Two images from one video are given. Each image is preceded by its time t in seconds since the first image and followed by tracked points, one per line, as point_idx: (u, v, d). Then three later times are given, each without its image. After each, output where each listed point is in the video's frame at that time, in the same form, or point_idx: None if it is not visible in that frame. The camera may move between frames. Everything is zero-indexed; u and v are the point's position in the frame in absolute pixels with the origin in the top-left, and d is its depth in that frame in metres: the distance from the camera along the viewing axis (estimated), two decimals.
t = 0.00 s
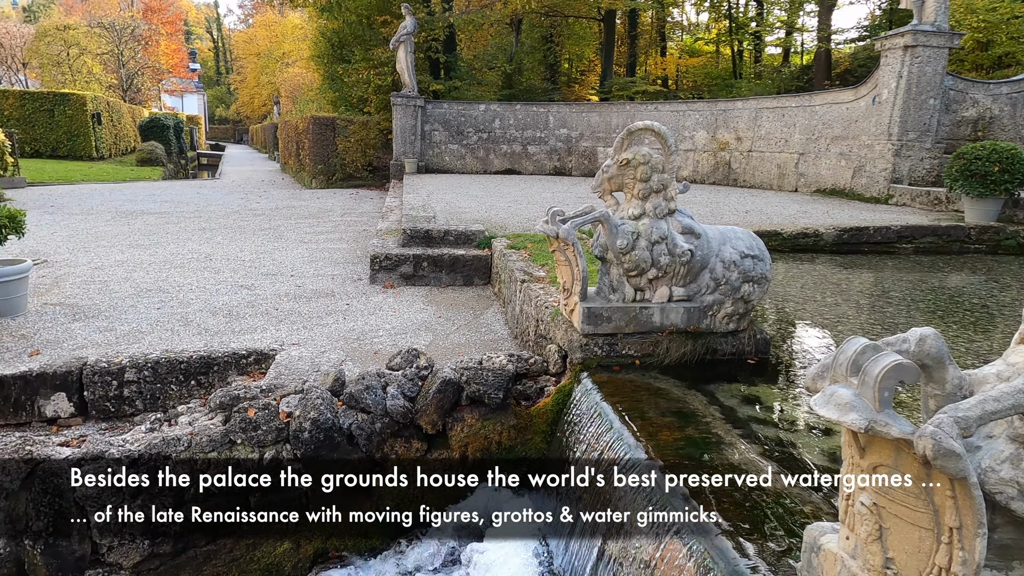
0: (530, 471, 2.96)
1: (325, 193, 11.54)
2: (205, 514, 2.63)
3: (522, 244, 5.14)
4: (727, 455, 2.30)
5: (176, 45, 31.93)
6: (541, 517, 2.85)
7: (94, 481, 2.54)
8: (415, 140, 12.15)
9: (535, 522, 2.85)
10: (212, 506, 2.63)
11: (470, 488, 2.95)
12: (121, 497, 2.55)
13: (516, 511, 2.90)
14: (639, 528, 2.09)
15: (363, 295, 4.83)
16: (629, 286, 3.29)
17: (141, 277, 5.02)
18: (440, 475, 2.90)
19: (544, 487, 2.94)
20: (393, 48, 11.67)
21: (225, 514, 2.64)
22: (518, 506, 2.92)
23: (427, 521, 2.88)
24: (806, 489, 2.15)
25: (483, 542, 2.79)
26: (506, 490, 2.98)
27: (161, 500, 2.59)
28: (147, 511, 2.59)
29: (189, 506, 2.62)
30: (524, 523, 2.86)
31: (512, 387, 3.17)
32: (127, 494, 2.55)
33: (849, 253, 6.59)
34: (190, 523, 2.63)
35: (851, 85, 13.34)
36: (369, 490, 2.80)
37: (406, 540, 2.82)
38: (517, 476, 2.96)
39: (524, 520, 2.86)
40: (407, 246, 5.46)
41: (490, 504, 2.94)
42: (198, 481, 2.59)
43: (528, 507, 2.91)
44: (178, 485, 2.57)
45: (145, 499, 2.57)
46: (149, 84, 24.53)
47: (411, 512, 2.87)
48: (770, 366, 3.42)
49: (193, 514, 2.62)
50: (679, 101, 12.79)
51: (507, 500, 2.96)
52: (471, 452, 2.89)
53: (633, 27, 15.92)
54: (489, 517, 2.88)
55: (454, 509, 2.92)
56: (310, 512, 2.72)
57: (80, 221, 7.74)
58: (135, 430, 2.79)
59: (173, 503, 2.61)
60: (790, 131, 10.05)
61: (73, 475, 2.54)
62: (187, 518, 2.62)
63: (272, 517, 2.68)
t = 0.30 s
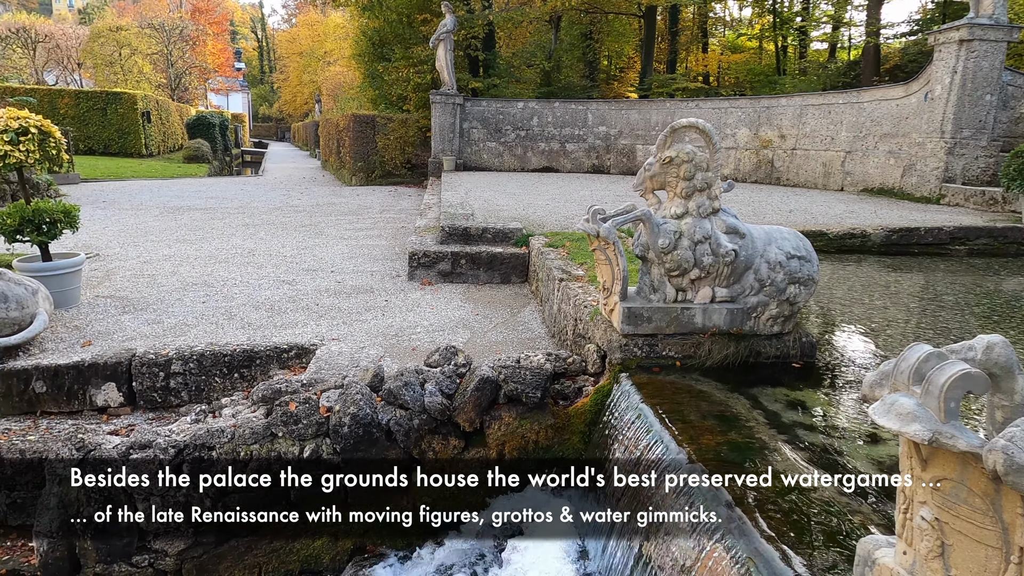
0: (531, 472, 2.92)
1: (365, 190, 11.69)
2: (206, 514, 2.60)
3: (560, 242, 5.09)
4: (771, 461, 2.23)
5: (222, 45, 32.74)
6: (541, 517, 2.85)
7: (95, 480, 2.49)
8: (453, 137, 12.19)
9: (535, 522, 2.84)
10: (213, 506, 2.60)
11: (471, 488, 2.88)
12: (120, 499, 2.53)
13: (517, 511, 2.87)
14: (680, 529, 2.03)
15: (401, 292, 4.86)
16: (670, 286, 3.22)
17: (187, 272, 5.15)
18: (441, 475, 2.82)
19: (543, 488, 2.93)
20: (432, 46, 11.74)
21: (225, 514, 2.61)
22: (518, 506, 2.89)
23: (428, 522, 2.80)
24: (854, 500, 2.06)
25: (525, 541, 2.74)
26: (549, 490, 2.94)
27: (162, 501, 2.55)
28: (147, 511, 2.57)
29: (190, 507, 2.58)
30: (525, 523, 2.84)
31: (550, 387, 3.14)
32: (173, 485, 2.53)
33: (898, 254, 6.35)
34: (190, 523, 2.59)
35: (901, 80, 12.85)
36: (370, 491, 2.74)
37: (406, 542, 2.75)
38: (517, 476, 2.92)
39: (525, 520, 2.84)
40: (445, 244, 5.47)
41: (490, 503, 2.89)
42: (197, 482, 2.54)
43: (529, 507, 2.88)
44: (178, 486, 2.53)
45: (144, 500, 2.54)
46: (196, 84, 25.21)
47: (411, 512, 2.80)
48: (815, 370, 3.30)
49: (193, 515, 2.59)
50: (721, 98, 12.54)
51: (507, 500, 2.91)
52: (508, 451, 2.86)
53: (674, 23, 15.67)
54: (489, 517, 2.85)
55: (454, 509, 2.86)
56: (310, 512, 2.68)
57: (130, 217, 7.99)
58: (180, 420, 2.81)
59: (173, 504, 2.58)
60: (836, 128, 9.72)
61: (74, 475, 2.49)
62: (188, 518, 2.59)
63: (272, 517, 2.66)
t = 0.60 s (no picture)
0: (531, 472, 2.85)
1: (410, 187, 11.80)
2: (205, 515, 2.58)
3: (606, 241, 5.01)
4: (828, 472, 2.12)
5: (274, 45, 33.60)
6: (542, 517, 2.83)
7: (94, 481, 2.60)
8: (498, 135, 12.18)
9: (535, 522, 2.82)
10: (211, 507, 2.58)
11: (472, 488, 2.80)
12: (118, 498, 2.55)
13: (516, 510, 2.84)
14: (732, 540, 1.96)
15: (446, 289, 4.87)
16: (721, 288, 3.11)
17: (239, 267, 5.28)
18: (440, 475, 2.74)
19: (543, 489, 2.87)
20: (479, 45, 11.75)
21: (225, 514, 2.59)
22: (518, 505, 2.85)
23: (428, 522, 2.74)
24: (917, 516, 1.95)
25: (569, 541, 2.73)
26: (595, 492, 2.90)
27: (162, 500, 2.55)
28: (148, 511, 2.57)
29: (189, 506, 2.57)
30: (525, 523, 2.83)
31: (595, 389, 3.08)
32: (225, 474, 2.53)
33: (962, 257, 6.04)
34: (191, 523, 2.59)
35: (966, 76, 12.23)
36: (369, 491, 2.68)
37: (449, 540, 2.75)
38: (517, 476, 2.83)
39: (525, 520, 2.83)
40: (490, 242, 5.46)
41: (490, 503, 2.83)
42: (198, 482, 2.52)
43: (529, 507, 2.85)
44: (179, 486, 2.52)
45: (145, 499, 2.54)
46: (249, 83, 25.94)
47: (411, 512, 2.74)
48: (874, 379, 3.15)
49: (192, 515, 2.58)
50: (773, 94, 12.17)
51: (508, 499, 2.85)
52: (552, 453, 2.81)
53: (725, 19, 15.29)
54: (489, 517, 2.82)
55: (455, 508, 2.79)
56: (310, 512, 2.65)
57: (186, 213, 8.26)
58: (231, 413, 2.85)
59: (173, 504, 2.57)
60: (895, 125, 9.29)
61: (74, 476, 2.63)
62: (188, 517, 2.59)
63: (272, 517, 2.63)
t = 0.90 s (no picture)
0: (532, 472, 2.74)
1: (454, 186, 11.87)
2: (206, 515, 2.57)
3: (651, 241, 4.92)
4: (885, 487, 2.01)
5: (323, 47, 34.33)
6: (541, 517, 2.79)
7: (93, 481, 2.75)
8: (542, 134, 12.14)
9: (535, 522, 2.78)
10: (211, 507, 2.56)
11: (472, 489, 2.71)
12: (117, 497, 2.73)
13: (515, 510, 2.77)
14: (780, 554, 1.87)
15: (488, 288, 4.86)
16: (772, 291, 3.00)
17: (285, 263, 5.39)
18: (440, 475, 2.65)
19: (544, 489, 2.78)
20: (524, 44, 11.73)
21: (224, 514, 2.57)
22: (518, 505, 2.77)
23: (428, 522, 2.67)
24: (985, 534, 1.82)
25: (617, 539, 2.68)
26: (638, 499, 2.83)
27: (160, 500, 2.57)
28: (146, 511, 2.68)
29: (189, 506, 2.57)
30: (567, 524, 2.79)
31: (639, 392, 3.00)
32: (270, 467, 2.53)
33: None
34: (191, 523, 2.58)
35: None
36: (369, 491, 2.62)
37: (487, 541, 2.74)
38: (517, 476, 2.74)
39: (525, 520, 2.78)
40: (533, 241, 5.43)
41: (490, 503, 2.75)
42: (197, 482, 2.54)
43: (529, 506, 2.78)
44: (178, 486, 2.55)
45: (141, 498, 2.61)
46: (297, 83, 26.56)
47: (411, 511, 2.68)
48: (934, 388, 2.99)
49: (192, 515, 2.57)
50: (825, 92, 11.76)
51: (507, 499, 2.77)
52: (594, 456, 2.76)
53: (775, 15, 14.88)
54: (489, 517, 2.74)
55: (455, 508, 2.72)
56: (311, 512, 2.60)
57: (236, 210, 8.48)
58: (276, 408, 2.89)
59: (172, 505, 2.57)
60: (956, 124, 8.85)
61: (74, 476, 2.78)
62: (187, 518, 2.58)
63: (272, 517, 2.58)
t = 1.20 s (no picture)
0: (531, 472, 2.66)
1: (504, 187, 11.90)
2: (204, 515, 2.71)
3: (705, 244, 4.79)
4: (959, 510, 1.87)
5: (379, 50, 35.08)
6: (542, 517, 2.70)
7: (94, 481, 2.95)
8: (594, 135, 12.04)
9: (535, 522, 2.70)
10: (210, 507, 2.66)
11: (472, 488, 2.65)
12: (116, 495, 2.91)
13: (516, 510, 2.69)
14: None
15: (537, 289, 4.83)
16: (835, 297, 2.85)
17: (338, 261, 5.50)
18: (439, 474, 2.61)
19: (544, 489, 2.69)
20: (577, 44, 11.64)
21: (224, 514, 2.65)
22: (517, 505, 2.69)
23: (427, 522, 2.64)
24: None
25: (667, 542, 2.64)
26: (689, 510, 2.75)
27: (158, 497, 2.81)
28: (147, 511, 2.88)
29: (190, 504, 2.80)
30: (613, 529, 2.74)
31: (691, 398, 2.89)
32: (317, 463, 2.58)
33: None
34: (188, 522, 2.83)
35: None
36: (370, 491, 2.61)
37: (531, 544, 2.68)
38: (517, 476, 2.65)
39: (526, 520, 2.70)
40: (583, 242, 5.37)
41: (490, 502, 2.67)
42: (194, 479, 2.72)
43: (529, 506, 2.70)
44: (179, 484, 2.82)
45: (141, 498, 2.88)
46: (354, 85, 27.20)
47: (411, 511, 2.66)
48: (1012, 405, 2.79)
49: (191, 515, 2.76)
50: (893, 91, 11.22)
51: (507, 499, 2.69)
52: (643, 463, 2.69)
53: (839, 11, 14.30)
54: (489, 517, 2.67)
55: (455, 508, 2.67)
56: (310, 512, 2.62)
57: (292, 209, 8.73)
58: (325, 404, 2.92)
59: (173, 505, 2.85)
60: None
61: (75, 476, 2.97)
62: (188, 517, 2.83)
63: (272, 517, 2.63)
